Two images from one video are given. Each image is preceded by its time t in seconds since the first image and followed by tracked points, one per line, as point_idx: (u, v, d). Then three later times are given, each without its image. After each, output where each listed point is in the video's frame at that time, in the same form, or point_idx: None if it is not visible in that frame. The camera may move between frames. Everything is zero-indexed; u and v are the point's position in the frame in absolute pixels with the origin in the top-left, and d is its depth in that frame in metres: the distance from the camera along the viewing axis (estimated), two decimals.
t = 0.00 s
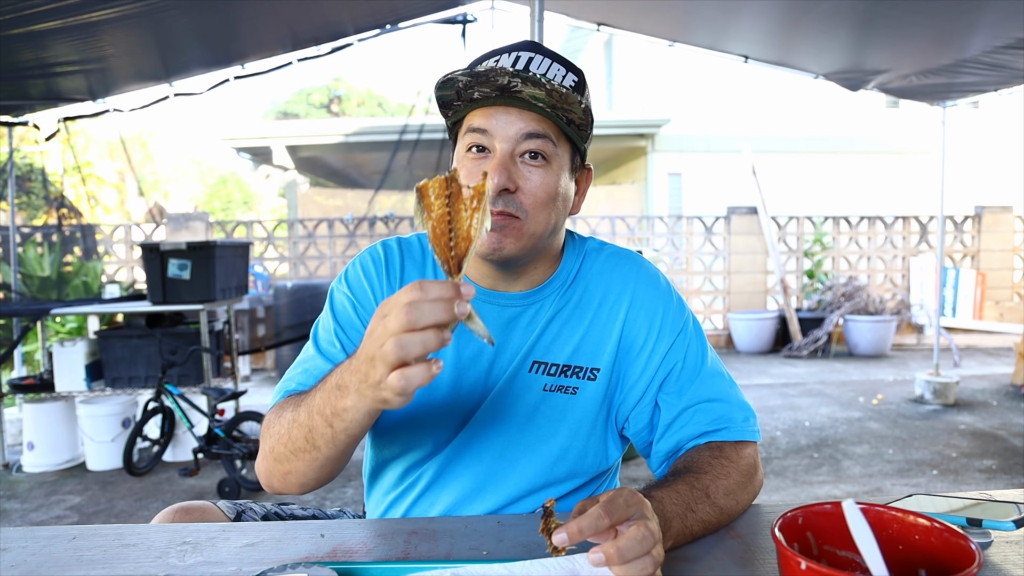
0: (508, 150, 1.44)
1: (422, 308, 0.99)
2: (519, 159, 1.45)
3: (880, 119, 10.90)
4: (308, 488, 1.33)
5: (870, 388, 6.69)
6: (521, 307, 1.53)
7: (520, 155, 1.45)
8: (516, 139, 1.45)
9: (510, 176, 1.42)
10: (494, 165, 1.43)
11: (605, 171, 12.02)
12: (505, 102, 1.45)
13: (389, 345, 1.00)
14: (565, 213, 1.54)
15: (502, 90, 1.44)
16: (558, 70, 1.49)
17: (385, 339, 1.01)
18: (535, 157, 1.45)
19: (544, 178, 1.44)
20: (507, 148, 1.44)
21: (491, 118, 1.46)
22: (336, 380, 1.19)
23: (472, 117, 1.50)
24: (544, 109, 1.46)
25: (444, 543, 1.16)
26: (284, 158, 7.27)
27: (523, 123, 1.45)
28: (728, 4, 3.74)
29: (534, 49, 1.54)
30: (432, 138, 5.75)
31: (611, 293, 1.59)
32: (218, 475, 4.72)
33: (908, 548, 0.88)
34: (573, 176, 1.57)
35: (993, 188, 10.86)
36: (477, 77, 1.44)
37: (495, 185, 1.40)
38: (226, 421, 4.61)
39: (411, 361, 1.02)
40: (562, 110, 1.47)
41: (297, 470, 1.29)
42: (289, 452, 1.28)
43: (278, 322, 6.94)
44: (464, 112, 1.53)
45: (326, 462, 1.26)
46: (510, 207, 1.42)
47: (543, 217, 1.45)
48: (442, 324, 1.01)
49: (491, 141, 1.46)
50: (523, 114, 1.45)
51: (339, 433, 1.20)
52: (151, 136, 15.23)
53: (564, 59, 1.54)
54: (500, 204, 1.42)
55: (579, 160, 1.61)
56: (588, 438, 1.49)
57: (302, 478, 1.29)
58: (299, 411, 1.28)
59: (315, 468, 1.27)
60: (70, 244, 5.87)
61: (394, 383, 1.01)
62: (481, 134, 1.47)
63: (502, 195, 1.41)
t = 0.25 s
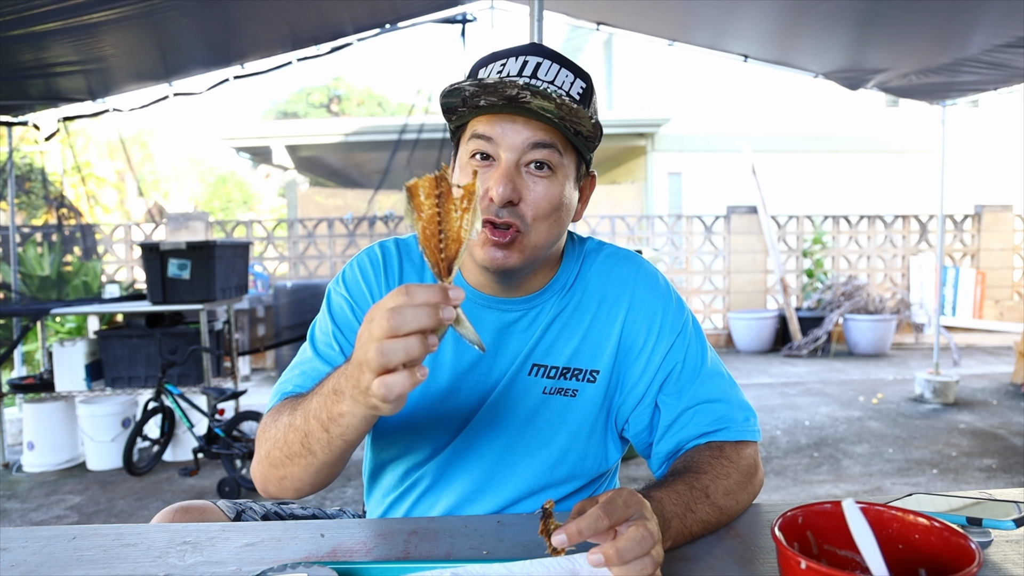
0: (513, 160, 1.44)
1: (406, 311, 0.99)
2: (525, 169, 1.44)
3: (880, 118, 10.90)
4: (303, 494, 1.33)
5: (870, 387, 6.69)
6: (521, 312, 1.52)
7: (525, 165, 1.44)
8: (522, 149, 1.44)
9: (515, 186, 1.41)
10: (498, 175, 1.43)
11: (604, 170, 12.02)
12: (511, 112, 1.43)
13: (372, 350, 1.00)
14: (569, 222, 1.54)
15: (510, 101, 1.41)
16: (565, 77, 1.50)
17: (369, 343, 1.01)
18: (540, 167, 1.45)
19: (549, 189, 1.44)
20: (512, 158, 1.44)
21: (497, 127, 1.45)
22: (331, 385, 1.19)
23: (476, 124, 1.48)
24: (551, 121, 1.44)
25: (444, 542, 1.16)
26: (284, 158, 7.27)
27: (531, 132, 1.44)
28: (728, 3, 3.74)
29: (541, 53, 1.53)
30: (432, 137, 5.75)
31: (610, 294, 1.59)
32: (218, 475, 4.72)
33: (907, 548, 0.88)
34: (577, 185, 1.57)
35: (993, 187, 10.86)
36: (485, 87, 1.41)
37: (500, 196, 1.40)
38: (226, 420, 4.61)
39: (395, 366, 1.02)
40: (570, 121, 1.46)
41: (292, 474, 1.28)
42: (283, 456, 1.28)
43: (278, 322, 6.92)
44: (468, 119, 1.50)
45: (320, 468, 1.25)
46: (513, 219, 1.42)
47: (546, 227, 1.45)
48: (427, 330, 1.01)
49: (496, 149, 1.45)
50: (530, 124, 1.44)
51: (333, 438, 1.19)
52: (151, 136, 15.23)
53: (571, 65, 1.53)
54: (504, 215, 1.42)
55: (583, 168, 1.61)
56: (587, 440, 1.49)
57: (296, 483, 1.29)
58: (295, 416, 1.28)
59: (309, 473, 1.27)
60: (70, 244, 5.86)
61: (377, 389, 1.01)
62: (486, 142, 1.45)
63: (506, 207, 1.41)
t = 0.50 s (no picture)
0: (532, 148, 1.44)
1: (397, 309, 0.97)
2: (543, 159, 1.45)
3: (880, 119, 10.89)
4: (298, 500, 1.32)
5: (870, 387, 6.69)
6: (523, 315, 1.52)
7: (543, 154, 1.45)
8: (541, 137, 1.45)
9: (536, 174, 1.41)
10: (518, 163, 1.42)
11: (604, 170, 12.01)
12: (532, 98, 1.47)
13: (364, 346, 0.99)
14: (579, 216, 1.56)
15: (534, 86, 1.47)
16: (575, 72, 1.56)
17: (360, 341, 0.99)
18: (558, 156, 1.46)
19: (569, 179, 1.45)
20: (531, 146, 1.44)
21: (516, 115, 1.46)
22: (326, 387, 1.18)
23: (492, 113, 1.49)
24: (572, 108, 1.51)
25: (443, 542, 1.16)
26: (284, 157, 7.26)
27: (549, 121, 1.46)
28: (728, 4, 3.74)
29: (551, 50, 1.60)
30: (431, 137, 5.74)
31: (610, 296, 1.59)
32: (217, 474, 4.72)
33: (907, 548, 0.88)
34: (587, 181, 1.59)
35: (993, 188, 10.86)
36: (513, 69, 1.46)
37: (523, 183, 1.39)
38: (226, 420, 4.61)
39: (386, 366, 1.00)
40: (588, 110, 1.55)
41: (286, 479, 1.28)
42: (278, 461, 1.27)
43: (277, 322, 6.89)
44: (483, 109, 1.52)
45: (316, 471, 1.25)
46: (535, 208, 1.41)
47: (564, 219, 1.45)
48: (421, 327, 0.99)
49: (514, 139, 1.45)
50: (551, 111, 1.48)
51: (328, 441, 1.19)
52: (151, 135, 15.23)
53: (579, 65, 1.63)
54: (525, 204, 1.40)
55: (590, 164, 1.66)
56: (586, 443, 1.50)
57: (291, 488, 1.28)
58: (289, 420, 1.27)
59: (304, 478, 1.26)
60: (70, 243, 5.82)
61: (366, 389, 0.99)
62: (504, 130, 1.45)
63: (528, 195, 1.40)
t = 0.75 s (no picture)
0: (533, 150, 1.44)
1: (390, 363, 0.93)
2: (545, 162, 1.45)
3: (880, 118, 10.89)
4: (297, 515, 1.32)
5: (869, 386, 6.70)
6: (523, 317, 1.52)
7: (544, 157, 1.45)
8: (543, 140, 1.45)
9: (537, 177, 1.42)
10: (518, 166, 1.42)
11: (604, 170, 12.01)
12: (533, 101, 1.47)
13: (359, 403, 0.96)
14: (580, 217, 1.56)
15: (536, 88, 1.45)
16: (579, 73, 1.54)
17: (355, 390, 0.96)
18: (559, 159, 1.46)
19: (569, 182, 1.45)
20: (532, 149, 1.44)
21: (518, 117, 1.46)
22: (320, 414, 1.16)
23: (494, 113, 1.49)
24: (574, 111, 1.50)
25: (442, 542, 1.16)
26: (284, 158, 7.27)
27: (551, 123, 1.46)
28: (728, 3, 3.74)
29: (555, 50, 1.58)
30: (431, 136, 5.74)
31: (609, 296, 1.59)
32: (217, 475, 4.73)
33: (906, 548, 0.88)
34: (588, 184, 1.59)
35: (992, 187, 10.86)
36: (514, 72, 1.44)
37: (523, 186, 1.39)
38: (225, 420, 4.61)
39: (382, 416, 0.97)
40: (591, 113, 1.54)
41: (282, 496, 1.27)
42: (274, 480, 1.26)
43: (277, 322, 6.90)
44: (484, 110, 1.51)
45: (312, 493, 1.24)
46: (535, 211, 1.42)
47: (563, 222, 1.45)
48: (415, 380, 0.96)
49: (516, 141, 1.45)
50: (553, 114, 1.47)
51: (323, 468, 1.17)
52: (150, 135, 15.24)
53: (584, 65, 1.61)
54: (525, 207, 1.41)
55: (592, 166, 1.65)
56: (585, 443, 1.50)
57: (288, 506, 1.28)
58: (284, 438, 1.25)
59: (300, 497, 1.25)
60: (70, 244, 5.83)
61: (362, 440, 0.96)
62: (505, 133, 1.45)
63: (528, 198, 1.40)
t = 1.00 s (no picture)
0: (530, 145, 1.45)
1: (424, 347, 0.95)
2: (541, 158, 1.45)
3: (879, 118, 10.89)
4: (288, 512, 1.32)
5: (869, 385, 6.70)
6: (522, 315, 1.52)
7: (542, 154, 1.45)
8: (540, 136, 1.46)
9: (530, 171, 1.42)
10: (513, 159, 1.43)
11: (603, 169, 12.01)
12: (535, 97, 1.48)
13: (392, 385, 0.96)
14: (579, 220, 1.55)
15: (535, 83, 1.47)
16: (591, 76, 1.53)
17: (384, 375, 0.96)
18: (556, 157, 1.46)
19: (564, 180, 1.45)
20: (529, 144, 1.45)
21: (518, 112, 1.47)
22: (313, 413, 1.16)
23: (498, 107, 1.51)
24: (574, 111, 1.49)
25: (443, 541, 1.16)
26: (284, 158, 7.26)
27: (550, 122, 1.46)
28: (727, 3, 3.75)
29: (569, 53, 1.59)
30: (430, 136, 5.74)
31: (609, 296, 1.59)
32: (217, 475, 4.73)
33: (906, 546, 0.88)
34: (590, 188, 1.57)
35: (992, 186, 10.86)
36: (514, 65, 1.47)
37: (513, 177, 1.40)
38: (226, 421, 4.62)
39: (410, 402, 0.98)
40: (592, 114, 1.52)
41: (276, 493, 1.27)
42: (267, 476, 1.26)
43: (277, 322, 6.91)
44: (490, 103, 1.55)
45: (305, 489, 1.24)
46: (526, 203, 1.41)
47: (556, 220, 1.44)
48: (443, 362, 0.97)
49: (514, 134, 1.47)
50: (552, 112, 1.48)
51: (316, 466, 1.18)
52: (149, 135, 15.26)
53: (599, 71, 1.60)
54: (516, 198, 1.41)
55: (598, 171, 1.63)
56: (584, 443, 1.50)
57: (280, 502, 1.28)
58: (277, 436, 1.25)
59: (292, 494, 1.26)
60: (69, 245, 5.76)
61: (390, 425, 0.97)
62: (505, 127, 1.47)
63: (519, 190, 1.41)
